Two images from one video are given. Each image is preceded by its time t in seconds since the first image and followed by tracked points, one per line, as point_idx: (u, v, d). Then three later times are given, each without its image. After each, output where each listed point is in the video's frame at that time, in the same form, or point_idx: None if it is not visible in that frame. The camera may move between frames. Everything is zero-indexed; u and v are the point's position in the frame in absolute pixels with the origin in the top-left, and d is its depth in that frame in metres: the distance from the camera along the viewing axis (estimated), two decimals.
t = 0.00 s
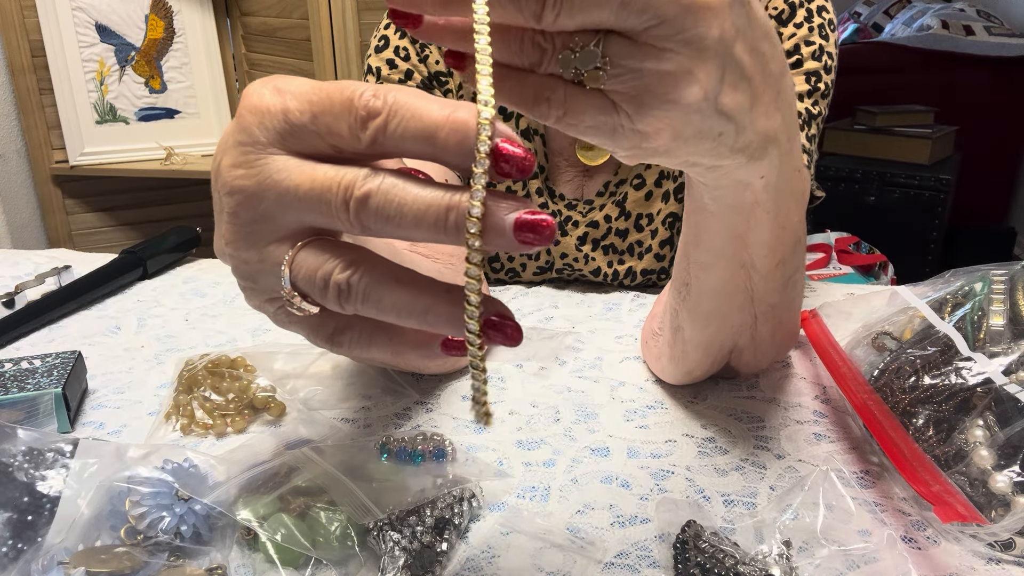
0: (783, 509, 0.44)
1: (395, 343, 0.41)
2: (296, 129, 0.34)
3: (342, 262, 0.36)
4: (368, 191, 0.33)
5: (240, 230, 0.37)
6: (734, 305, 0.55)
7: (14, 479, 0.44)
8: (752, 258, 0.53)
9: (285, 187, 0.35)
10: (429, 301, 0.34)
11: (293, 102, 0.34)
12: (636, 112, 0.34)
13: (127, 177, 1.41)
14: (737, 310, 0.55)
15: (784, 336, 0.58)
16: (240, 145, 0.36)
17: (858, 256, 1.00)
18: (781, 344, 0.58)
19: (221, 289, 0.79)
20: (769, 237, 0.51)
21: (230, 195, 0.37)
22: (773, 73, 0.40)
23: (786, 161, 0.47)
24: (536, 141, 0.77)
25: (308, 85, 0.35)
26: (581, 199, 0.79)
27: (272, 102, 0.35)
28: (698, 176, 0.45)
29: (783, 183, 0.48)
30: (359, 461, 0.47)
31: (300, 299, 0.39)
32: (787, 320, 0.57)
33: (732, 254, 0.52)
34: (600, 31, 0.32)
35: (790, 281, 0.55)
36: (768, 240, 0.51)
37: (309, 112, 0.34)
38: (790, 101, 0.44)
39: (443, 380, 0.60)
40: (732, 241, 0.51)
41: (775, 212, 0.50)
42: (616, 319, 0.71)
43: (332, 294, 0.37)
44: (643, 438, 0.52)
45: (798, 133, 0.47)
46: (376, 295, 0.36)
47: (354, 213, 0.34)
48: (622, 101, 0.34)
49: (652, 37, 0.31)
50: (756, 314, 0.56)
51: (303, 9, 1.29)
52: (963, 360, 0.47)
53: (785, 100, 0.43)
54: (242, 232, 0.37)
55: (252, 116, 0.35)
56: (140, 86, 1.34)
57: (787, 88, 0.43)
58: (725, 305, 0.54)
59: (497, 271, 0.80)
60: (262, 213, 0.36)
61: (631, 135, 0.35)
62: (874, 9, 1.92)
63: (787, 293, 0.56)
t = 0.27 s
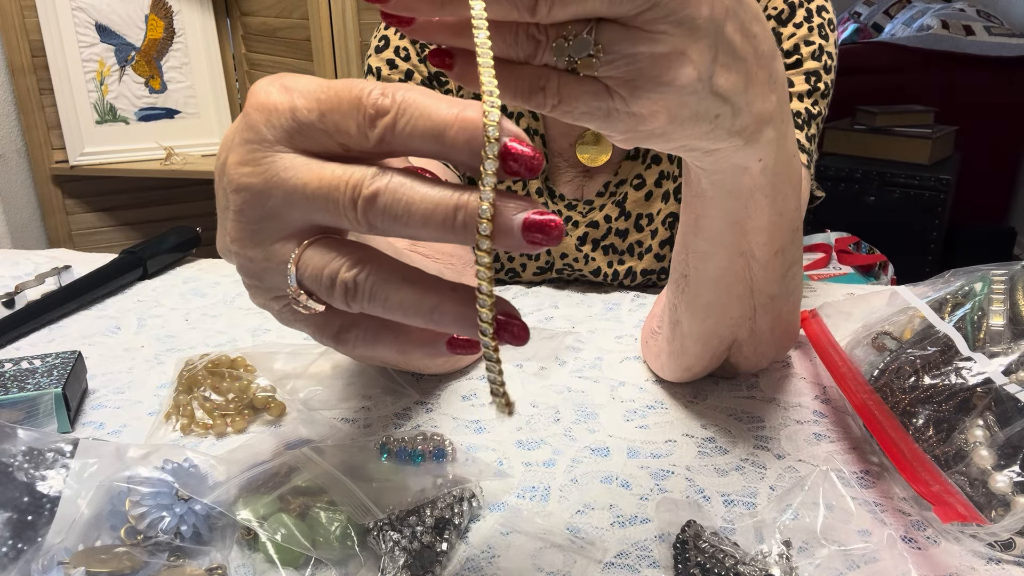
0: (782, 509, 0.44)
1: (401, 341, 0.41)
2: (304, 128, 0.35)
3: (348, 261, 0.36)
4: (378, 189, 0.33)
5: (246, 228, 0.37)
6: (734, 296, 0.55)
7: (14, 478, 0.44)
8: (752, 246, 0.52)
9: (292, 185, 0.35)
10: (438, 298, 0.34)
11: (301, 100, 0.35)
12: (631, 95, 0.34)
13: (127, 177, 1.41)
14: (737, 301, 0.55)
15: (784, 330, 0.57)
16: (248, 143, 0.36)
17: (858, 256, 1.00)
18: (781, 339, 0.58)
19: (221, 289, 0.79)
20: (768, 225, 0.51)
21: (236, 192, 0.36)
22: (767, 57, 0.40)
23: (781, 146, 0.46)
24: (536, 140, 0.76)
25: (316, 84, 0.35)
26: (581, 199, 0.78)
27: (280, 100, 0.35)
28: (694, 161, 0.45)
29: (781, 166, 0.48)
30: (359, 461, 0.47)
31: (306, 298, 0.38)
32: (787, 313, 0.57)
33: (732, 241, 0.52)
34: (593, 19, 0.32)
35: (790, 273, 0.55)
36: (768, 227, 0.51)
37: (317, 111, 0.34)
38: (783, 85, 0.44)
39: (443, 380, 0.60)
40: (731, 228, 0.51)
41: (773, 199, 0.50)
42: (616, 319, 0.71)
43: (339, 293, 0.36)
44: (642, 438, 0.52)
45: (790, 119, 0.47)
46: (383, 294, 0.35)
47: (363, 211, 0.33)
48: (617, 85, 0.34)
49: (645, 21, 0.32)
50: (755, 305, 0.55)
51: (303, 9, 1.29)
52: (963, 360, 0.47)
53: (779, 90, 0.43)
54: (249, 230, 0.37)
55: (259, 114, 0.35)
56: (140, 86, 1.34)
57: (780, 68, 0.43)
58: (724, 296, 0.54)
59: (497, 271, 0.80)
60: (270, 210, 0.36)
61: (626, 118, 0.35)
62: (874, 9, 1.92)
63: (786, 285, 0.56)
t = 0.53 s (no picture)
0: (783, 509, 0.44)
1: (406, 335, 0.40)
2: (313, 121, 0.34)
3: (354, 253, 0.36)
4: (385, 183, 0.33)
5: (251, 220, 0.36)
6: (733, 291, 0.54)
7: (14, 478, 0.44)
8: (751, 240, 0.52)
9: (299, 177, 0.34)
10: (445, 291, 0.34)
11: (308, 93, 0.34)
12: (625, 79, 0.33)
13: (127, 177, 1.41)
14: (737, 296, 0.55)
15: (784, 326, 0.57)
16: (255, 135, 0.35)
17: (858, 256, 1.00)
18: (782, 336, 0.57)
19: (221, 289, 0.79)
20: (767, 218, 0.51)
21: (241, 184, 0.36)
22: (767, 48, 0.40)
23: (780, 138, 0.46)
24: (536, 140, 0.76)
25: (324, 77, 0.35)
26: (581, 199, 0.78)
27: (287, 92, 0.35)
28: (692, 149, 0.45)
29: (780, 157, 0.47)
30: (359, 461, 0.47)
31: (311, 291, 0.38)
32: (787, 309, 0.57)
33: (731, 234, 0.51)
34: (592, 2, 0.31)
35: (790, 269, 0.55)
36: (767, 220, 0.51)
37: (325, 104, 0.34)
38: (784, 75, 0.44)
39: (443, 380, 0.60)
40: (730, 220, 0.51)
41: (773, 191, 0.49)
42: (616, 319, 0.71)
43: (345, 286, 0.36)
44: (642, 438, 0.52)
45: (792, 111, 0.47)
46: (390, 287, 0.35)
47: (371, 205, 0.33)
48: (614, 68, 0.33)
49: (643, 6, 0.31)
50: (754, 301, 0.55)
51: (303, 9, 1.29)
52: (963, 360, 0.47)
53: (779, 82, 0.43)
54: (254, 223, 0.36)
55: (265, 107, 0.35)
56: (140, 86, 1.34)
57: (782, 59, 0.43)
58: (724, 289, 0.54)
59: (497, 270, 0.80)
60: (276, 203, 0.35)
61: (619, 101, 0.34)
62: (875, 9, 1.92)
63: (787, 281, 0.55)
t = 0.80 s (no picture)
0: (783, 509, 0.44)
1: (410, 322, 0.39)
2: (319, 108, 0.34)
3: (359, 240, 0.36)
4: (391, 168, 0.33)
5: (256, 208, 0.36)
6: (732, 292, 0.54)
7: (14, 478, 0.44)
8: (750, 240, 0.52)
9: (304, 164, 0.34)
10: (450, 278, 0.34)
11: (315, 80, 0.34)
12: (609, 63, 0.33)
13: (128, 177, 1.41)
14: (736, 297, 0.54)
15: (784, 326, 0.57)
16: (260, 122, 0.35)
17: (858, 256, 1.00)
18: (782, 336, 0.57)
19: (221, 289, 0.79)
20: (766, 219, 0.50)
21: (247, 172, 0.35)
22: (766, 43, 0.39)
23: (781, 137, 0.46)
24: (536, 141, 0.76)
25: (331, 64, 0.34)
26: (581, 199, 0.78)
27: (293, 80, 0.34)
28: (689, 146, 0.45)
29: (778, 159, 0.47)
30: (359, 461, 0.47)
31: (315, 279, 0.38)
32: (787, 309, 0.56)
33: (730, 234, 0.51)
34: None
35: (791, 269, 0.54)
36: (765, 221, 0.50)
37: (332, 90, 0.34)
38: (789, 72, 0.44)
39: (442, 380, 0.60)
40: (729, 221, 0.50)
41: (773, 191, 0.49)
42: (616, 319, 0.71)
43: (350, 273, 0.36)
44: (643, 438, 0.52)
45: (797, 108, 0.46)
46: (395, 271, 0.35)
47: (377, 190, 0.33)
48: (599, 51, 0.33)
49: None
50: (754, 302, 0.55)
51: (303, 9, 1.30)
52: (963, 360, 0.47)
53: (786, 73, 0.43)
54: (258, 211, 0.36)
55: (271, 94, 0.35)
56: (140, 86, 1.34)
57: (788, 62, 0.43)
58: (723, 288, 0.54)
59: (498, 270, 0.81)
60: (280, 190, 0.35)
61: (604, 83, 0.34)
62: (874, 9, 1.92)
63: (787, 282, 0.55)
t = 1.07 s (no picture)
0: (783, 509, 0.44)
1: (414, 319, 0.39)
2: (324, 105, 0.34)
3: (364, 236, 0.36)
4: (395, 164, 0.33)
5: (260, 205, 0.36)
6: (732, 292, 0.54)
7: (14, 478, 0.44)
8: (750, 239, 0.51)
9: (308, 161, 0.34)
10: (455, 273, 0.34)
11: (320, 77, 0.34)
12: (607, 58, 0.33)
13: (127, 177, 1.41)
14: (736, 297, 0.54)
15: (785, 325, 0.57)
16: (265, 119, 0.35)
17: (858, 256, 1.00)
18: (782, 335, 0.57)
19: (221, 289, 0.79)
20: (765, 219, 0.50)
21: (251, 169, 0.35)
22: (763, 40, 0.39)
23: (782, 135, 0.46)
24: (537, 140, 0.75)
25: (336, 61, 0.34)
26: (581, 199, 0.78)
27: (298, 76, 0.34)
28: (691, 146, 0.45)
29: (778, 156, 0.47)
30: (359, 461, 0.47)
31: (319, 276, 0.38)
32: (787, 308, 0.56)
33: (730, 234, 0.51)
34: None
35: (791, 268, 0.54)
36: (764, 221, 0.50)
37: (337, 87, 0.34)
38: (790, 69, 0.44)
39: (442, 380, 0.60)
40: (728, 221, 0.50)
41: (773, 190, 0.49)
42: (616, 319, 0.71)
43: (354, 269, 0.36)
44: (642, 438, 0.52)
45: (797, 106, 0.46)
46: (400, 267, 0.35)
47: (381, 186, 0.33)
48: (598, 44, 0.33)
49: None
50: (754, 301, 0.55)
51: (303, 9, 1.30)
52: (963, 360, 0.47)
53: (789, 66, 0.43)
54: (262, 208, 0.36)
55: (275, 91, 0.35)
56: (140, 86, 1.34)
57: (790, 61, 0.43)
58: (723, 287, 0.53)
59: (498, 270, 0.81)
60: (285, 187, 0.35)
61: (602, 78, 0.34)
62: (874, 9, 1.92)
63: (787, 281, 0.55)
